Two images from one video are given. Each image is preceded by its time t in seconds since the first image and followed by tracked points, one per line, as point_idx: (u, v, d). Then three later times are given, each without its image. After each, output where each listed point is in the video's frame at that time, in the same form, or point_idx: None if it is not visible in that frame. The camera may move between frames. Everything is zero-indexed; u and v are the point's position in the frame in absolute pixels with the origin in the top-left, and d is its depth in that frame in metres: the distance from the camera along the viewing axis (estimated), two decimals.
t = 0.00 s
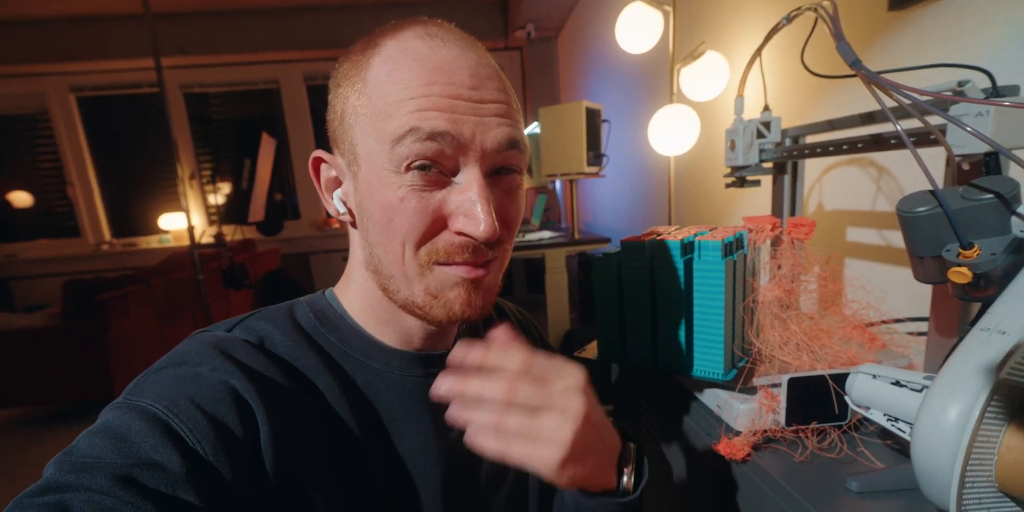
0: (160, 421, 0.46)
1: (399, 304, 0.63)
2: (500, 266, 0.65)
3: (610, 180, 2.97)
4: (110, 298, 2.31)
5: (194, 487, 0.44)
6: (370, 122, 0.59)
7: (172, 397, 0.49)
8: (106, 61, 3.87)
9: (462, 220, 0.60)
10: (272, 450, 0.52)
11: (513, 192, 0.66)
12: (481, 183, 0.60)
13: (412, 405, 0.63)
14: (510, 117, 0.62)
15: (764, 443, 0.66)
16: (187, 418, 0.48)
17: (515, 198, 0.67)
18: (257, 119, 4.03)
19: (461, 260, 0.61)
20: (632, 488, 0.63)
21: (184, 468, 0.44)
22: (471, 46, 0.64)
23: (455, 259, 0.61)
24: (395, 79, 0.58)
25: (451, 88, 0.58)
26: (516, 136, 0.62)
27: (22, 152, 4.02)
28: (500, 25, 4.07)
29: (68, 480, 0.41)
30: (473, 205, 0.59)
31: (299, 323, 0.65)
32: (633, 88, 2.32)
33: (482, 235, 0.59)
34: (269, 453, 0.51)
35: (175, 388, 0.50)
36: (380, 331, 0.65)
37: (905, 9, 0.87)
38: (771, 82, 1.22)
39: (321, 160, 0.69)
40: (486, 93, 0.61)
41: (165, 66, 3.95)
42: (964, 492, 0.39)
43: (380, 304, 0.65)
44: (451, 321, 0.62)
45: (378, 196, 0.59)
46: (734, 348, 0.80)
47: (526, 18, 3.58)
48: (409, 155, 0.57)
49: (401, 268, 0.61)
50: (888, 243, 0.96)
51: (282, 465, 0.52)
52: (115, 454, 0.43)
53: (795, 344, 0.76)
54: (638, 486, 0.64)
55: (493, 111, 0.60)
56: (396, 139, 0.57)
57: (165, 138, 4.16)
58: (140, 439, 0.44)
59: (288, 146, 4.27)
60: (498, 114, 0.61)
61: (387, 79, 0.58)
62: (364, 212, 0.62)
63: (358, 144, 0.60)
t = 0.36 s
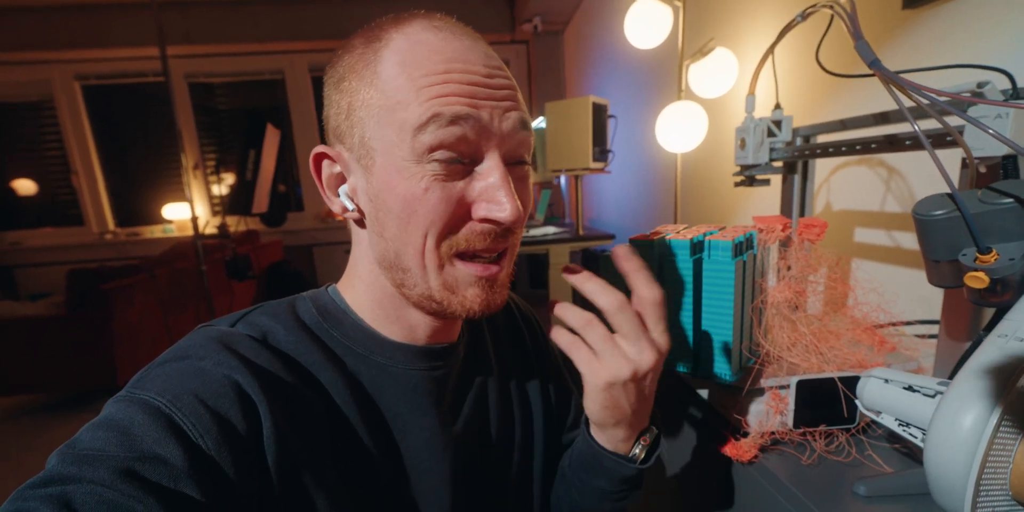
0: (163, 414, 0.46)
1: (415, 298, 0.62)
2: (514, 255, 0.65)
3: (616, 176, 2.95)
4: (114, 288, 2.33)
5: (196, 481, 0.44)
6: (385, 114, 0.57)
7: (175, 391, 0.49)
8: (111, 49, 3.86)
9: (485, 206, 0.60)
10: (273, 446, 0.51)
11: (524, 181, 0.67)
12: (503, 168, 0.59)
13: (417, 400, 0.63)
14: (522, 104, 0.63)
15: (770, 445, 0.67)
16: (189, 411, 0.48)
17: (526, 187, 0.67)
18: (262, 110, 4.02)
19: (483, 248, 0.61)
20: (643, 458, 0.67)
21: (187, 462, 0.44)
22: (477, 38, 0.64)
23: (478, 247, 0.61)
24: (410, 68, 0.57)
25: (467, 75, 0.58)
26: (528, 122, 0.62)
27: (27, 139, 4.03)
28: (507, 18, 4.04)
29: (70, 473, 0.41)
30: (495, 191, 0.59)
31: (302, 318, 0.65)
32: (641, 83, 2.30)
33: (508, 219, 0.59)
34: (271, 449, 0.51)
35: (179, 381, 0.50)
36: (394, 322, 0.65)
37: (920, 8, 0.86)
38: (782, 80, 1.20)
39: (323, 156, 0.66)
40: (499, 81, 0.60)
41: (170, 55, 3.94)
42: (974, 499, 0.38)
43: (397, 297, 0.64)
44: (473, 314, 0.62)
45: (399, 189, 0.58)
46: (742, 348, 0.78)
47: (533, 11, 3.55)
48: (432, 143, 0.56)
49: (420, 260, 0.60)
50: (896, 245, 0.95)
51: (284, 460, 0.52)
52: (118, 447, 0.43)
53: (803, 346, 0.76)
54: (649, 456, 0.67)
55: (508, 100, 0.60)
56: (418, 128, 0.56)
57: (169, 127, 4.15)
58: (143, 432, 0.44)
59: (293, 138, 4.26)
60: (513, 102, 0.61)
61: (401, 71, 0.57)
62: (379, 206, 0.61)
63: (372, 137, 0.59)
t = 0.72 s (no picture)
0: (160, 414, 0.46)
1: (430, 293, 0.62)
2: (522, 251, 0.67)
3: (621, 177, 2.95)
4: (121, 286, 2.35)
5: (194, 481, 0.44)
6: (402, 108, 0.57)
7: (173, 391, 0.49)
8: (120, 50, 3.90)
9: (502, 198, 0.61)
10: (273, 445, 0.51)
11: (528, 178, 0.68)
12: (519, 161, 0.61)
13: (417, 398, 0.62)
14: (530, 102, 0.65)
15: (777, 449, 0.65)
16: (187, 411, 0.47)
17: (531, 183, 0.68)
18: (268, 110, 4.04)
19: (503, 239, 0.62)
20: (650, 489, 0.61)
21: (185, 462, 0.44)
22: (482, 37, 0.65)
23: (499, 237, 0.62)
24: (428, 62, 0.57)
25: (483, 70, 0.59)
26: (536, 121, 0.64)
27: (36, 139, 4.07)
28: (513, 20, 4.04)
29: (68, 473, 0.41)
30: (513, 183, 0.61)
31: (299, 318, 0.64)
32: (647, 85, 2.29)
33: (527, 209, 0.61)
34: (270, 448, 0.51)
35: (177, 381, 0.50)
36: (405, 317, 0.65)
37: (930, 9, 0.85)
38: (790, 82, 1.20)
39: (330, 153, 0.65)
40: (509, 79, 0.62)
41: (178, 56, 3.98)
42: (989, 504, 0.38)
43: (408, 293, 0.63)
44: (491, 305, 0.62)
45: (417, 185, 0.58)
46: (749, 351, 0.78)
47: (538, 13, 3.56)
48: (454, 136, 0.57)
49: (438, 255, 0.60)
50: (906, 247, 0.94)
51: (284, 459, 0.52)
52: (116, 447, 0.42)
53: (811, 349, 0.75)
54: (656, 486, 0.62)
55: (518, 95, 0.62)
56: (441, 121, 0.56)
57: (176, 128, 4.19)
58: (140, 432, 0.44)
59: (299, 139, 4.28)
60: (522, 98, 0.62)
61: (418, 64, 0.57)
62: (394, 202, 0.60)
63: (389, 132, 0.58)
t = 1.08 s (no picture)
0: (162, 416, 0.46)
1: (430, 295, 0.62)
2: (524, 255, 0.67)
3: (620, 175, 2.95)
4: (118, 288, 2.34)
5: (197, 482, 0.44)
6: (403, 111, 0.57)
7: (175, 392, 0.49)
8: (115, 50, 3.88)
9: (503, 203, 0.60)
10: (276, 445, 0.51)
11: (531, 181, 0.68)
12: (520, 167, 0.61)
13: (419, 398, 0.63)
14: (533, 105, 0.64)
15: (780, 443, 0.66)
16: (188, 412, 0.47)
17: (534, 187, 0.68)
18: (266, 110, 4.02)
19: (503, 244, 0.62)
20: (671, 396, 0.72)
21: (187, 463, 0.44)
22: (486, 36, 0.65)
23: (499, 243, 0.62)
24: (430, 65, 0.57)
25: (486, 74, 0.58)
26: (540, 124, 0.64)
27: (31, 140, 4.05)
28: (510, 17, 4.03)
29: (69, 475, 0.41)
30: (514, 188, 0.60)
31: (301, 318, 0.64)
32: (646, 81, 2.30)
33: (526, 215, 0.60)
34: (273, 449, 0.51)
35: (178, 382, 0.50)
36: (406, 319, 0.65)
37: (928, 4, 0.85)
38: (791, 77, 1.20)
39: (330, 154, 0.65)
40: (512, 82, 0.62)
41: (173, 56, 3.96)
42: (992, 497, 0.38)
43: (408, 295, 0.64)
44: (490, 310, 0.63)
45: (416, 189, 0.58)
46: (751, 347, 0.78)
47: (536, 10, 3.55)
48: (454, 143, 0.56)
49: (438, 259, 0.60)
50: (905, 242, 0.94)
51: (287, 460, 0.52)
52: (118, 449, 0.43)
53: (813, 344, 0.76)
54: (675, 392, 0.73)
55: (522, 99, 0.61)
56: (443, 129, 0.56)
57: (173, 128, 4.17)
58: (142, 434, 0.44)
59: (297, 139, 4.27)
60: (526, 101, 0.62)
61: (419, 67, 0.57)
62: (393, 205, 0.60)
63: (390, 134, 0.59)
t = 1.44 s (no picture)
0: (162, 414, 0.46)
1: (426, 296, 0.62)
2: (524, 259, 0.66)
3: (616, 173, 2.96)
4: (112, 289, 2.32)
5: (195, 480, 0.44)
6: (400, 110, 0.57)
7: (174, 390, 0.49)
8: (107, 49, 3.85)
9: (500, 206, 0.59)
10: (276, 443, 0.51)
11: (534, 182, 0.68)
12: (517, 168, 0.59)
13: (420, 396, 0.63)
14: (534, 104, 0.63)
15: (779, 438, 0.66)
16: (188, 410, 0.47)
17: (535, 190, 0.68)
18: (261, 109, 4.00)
19: (499, 249, 0.61)
20: (674, 391, 0.72)
21: (186, 461, 0.44)
22: (488, 33, 0.64)
23: (495, 247, 0.61)
24: (430, 63, 0.57)
25: (485, 72, 0.58)
26: (539, 123, 0.63)
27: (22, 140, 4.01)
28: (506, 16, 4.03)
29: (69, 472, 0.40)
30: (511, 190, 0.58)
31: (303, 316, 0.64)
32: (641, 79, 2.30)
33: (522, 219, 0.59)
34: (273, 448, 0.51)
35: (178, 380, 0.50)
36: (405, 321, 0.65)
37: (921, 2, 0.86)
38: (786, 75, 1.21)
39: (330, 152, 0.65)
40: (512, 79, 0.61)
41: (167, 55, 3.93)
42: (990, 489, 0.38)
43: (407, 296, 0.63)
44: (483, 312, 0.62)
45: (411, 188, 0.58)
46: (750, 343, 0.79)
47: (531, 9, 3.54)
48: (449, 143, 0.56)
49: (433, 261, 0.60)
50: (899, 239, 0.95)
51: (287, 458, 0.52)
52: (117, 446, 0.42)
53: (810, 339, 0.76)
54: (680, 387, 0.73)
55: (522, 98, 0.60)
56: (437, 129, 0.55)
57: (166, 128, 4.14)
58: (141, 431, 0.44)
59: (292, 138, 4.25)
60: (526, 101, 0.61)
61: (418, 66, 0.57)
62: (389, 205, 0.60)
63: (385, 133, 0.58)
